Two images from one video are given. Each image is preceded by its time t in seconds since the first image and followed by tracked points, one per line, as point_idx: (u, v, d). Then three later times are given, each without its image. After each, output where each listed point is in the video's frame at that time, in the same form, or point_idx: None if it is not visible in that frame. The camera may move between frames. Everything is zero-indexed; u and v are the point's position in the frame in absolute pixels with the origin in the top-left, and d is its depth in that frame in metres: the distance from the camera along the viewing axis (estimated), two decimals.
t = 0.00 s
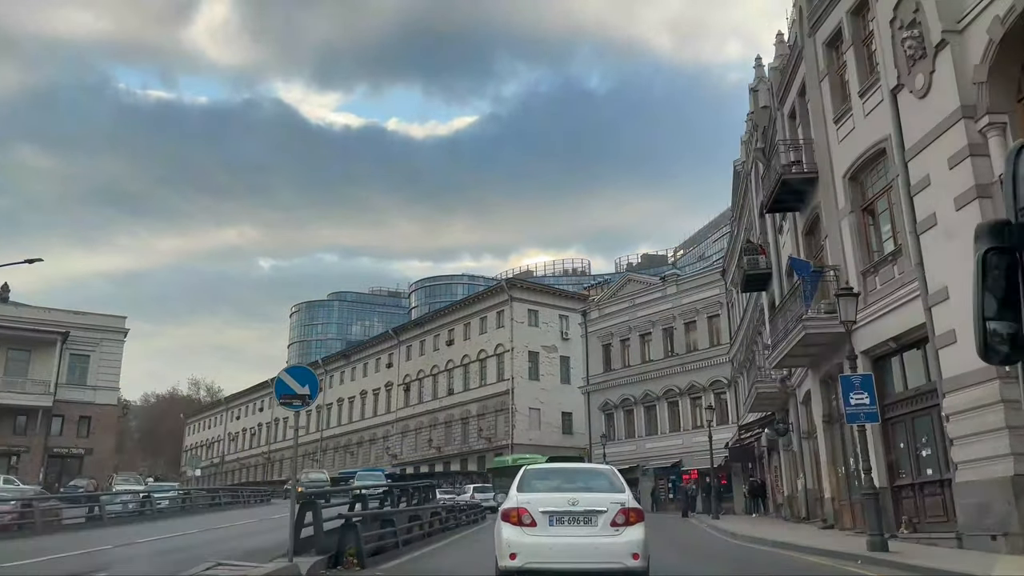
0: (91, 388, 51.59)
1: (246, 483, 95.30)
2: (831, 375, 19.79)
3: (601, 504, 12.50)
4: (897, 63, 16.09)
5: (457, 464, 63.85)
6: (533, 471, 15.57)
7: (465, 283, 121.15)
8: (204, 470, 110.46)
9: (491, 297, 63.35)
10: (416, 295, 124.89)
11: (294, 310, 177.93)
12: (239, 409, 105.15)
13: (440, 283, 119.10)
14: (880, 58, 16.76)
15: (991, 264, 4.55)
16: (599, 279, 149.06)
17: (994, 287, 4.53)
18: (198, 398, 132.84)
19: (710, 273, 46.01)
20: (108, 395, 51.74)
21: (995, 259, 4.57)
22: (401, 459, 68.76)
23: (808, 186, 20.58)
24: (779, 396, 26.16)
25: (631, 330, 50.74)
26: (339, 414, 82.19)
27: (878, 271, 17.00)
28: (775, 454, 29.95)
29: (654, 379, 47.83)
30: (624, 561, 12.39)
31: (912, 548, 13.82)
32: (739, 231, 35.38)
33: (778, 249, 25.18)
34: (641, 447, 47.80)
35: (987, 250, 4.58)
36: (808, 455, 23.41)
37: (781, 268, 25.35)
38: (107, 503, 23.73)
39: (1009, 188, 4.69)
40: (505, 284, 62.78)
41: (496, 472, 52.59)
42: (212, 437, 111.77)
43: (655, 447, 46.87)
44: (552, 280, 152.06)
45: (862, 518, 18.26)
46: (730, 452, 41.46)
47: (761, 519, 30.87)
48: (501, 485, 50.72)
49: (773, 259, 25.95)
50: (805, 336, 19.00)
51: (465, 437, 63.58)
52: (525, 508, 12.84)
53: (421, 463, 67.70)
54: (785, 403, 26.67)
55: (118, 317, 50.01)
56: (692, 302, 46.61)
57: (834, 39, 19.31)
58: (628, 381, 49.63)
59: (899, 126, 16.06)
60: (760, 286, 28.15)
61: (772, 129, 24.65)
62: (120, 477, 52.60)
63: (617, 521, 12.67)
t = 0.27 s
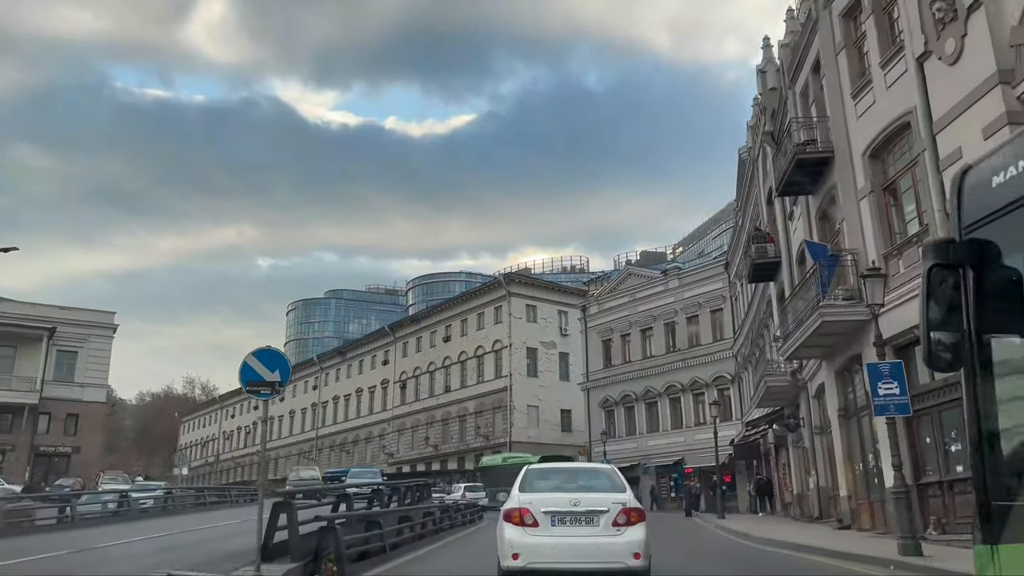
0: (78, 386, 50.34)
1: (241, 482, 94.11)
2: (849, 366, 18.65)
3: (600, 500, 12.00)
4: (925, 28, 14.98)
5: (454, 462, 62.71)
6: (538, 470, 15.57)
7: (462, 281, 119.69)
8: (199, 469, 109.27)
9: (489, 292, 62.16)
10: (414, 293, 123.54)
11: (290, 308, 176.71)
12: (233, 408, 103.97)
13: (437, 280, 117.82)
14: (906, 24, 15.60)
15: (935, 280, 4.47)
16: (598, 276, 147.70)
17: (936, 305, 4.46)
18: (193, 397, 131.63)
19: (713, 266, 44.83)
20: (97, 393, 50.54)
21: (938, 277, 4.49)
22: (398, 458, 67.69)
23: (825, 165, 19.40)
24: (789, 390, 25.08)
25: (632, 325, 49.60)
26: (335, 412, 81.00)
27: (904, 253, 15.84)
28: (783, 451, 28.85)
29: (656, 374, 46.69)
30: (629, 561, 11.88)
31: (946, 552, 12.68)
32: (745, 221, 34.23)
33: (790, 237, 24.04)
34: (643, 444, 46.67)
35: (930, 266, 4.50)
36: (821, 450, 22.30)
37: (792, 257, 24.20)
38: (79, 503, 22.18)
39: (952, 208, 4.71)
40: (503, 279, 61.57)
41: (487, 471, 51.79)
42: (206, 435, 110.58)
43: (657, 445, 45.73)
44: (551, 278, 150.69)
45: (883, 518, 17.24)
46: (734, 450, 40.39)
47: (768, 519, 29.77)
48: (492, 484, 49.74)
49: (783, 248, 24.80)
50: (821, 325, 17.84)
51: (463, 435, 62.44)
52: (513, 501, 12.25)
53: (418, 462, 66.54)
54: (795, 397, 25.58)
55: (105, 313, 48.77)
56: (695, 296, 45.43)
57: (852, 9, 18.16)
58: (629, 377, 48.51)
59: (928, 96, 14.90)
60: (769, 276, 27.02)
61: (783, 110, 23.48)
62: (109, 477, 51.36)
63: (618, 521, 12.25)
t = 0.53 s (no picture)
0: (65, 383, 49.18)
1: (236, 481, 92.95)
2: (869, 356, 17.52)
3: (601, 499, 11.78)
4: None
5: (451, 460, 61.59)
6: (537, 472, 15.30)
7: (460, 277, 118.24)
8: (194, 468, 107.98)
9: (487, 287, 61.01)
10: (411, 290, 122.10)
11: (287, 306, 175.27)
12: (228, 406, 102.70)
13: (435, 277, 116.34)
14: None
15: (894, 287, 5.27)
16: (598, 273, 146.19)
17: (894, 306, 5.25)
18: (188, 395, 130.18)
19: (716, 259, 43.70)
20: (84, 389, 49.39)
21: (897, 286, 5.30)
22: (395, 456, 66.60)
23: (842, 142, 18.21)
24: (801, 383, 23.99)
25: (632, 320, 48.44)
26: (330, 410, 79.87)
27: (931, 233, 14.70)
28: (793, 448, 27.76)
29: (657, 370, 45.57)
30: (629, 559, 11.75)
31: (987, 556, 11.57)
32: (751, 210, 33.12)
33: (802, 223, 22.93)
34: (644, 442, 45.55)
35: (889, 276, 5.33)
36: (836, 446, 21.21)
37: (804, 244, 23.10)
38: (46, 504, 20.72)
39: (912, 231, 5.66)
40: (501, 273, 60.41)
41: (475, 469, 51.18)
42: (201, 434, 109.33)
43: (659, 442, 44.59)
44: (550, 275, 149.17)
45: (906, 518, 16.11)
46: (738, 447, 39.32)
47: (776, 518, 28.62)
48: (477, 484, 49.08)
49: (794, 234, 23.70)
50: (840, 312, 16.70)
51: (460, 432, 61.32)
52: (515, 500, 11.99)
53: (414, 460, 65.43)
54: (806, 391, 24.49)
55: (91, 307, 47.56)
56: (697, 289, 44.29)
57: None
58: (630, 373, 47.35)
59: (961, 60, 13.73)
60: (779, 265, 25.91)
61: (795, 88, 22.31)
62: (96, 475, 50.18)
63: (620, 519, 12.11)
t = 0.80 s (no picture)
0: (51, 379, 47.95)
1: (229, 479, 91.74)
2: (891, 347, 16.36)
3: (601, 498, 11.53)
4: None
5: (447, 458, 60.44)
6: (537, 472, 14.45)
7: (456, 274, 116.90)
8: (187, 466, 106.65)
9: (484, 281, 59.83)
10: (407, 286, 120.76)
11: (283, 303, 173.92)
12: (222, 404, 101.41)
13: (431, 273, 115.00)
14: None
15: (855, 300, 5.47)
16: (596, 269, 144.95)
17: (857, 318, 5.43)
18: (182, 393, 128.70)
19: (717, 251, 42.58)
20: (71, 386, 48.17)
21: (860, 298, 5.50)
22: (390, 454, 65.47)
23: (861, 117, 17.04)
24: (812, 376, 22.88)
25: (632, 314, 47.28)
26: (325, 407, 78.68)
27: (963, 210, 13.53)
28: (802, 444, 26.66)
29: (658, 365, 44.46)
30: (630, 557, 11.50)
31: None
32: (756, 198, 32.01)
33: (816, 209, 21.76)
34: (644, 439, 44.47)
35: (852, 288, 5.52)
36: (851, 442, 20.13)
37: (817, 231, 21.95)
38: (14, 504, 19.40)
39: (876, 244, 5.86)
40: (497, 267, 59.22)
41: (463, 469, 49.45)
42: (194, 432, 108.01)
43: (660, 439, 43.48)
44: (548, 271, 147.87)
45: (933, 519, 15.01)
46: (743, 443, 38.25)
47: (784, 517, 27.54)
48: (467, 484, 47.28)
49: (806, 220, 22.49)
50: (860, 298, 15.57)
51: (456, 430, 60.17)
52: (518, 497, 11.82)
53: (410, 458, 64.30)
54: (817, 385, 23.40)
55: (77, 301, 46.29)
56: (699, 282, 43.16)
57: None
58: (631, 368, 46.21)
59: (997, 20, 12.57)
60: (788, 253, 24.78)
61: (807, 64, 21.13)
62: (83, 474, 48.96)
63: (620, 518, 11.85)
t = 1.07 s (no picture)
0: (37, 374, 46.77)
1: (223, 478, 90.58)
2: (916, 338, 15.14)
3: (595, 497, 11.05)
4: None
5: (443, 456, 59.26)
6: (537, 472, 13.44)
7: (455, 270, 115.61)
8: (182, 464, 105.41)
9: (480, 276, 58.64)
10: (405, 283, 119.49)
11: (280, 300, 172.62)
12: (216, 401, 100.20)
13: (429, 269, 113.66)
14: None
15: (827, 311, 5.09)
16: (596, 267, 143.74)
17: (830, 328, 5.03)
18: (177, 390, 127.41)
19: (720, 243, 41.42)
20: (58, 381, 47.00)
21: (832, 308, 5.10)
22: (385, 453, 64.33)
23: (884, 88, 15.78)
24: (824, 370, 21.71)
25: (632, 309, 46.09)
26: (319, 405, 77.56)
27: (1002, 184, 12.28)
28: (812, 442, 25.50)
29: (659, 361, 43.29)
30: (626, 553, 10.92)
31: None
32: (763, 187, 30.83)
33: (831, 192, 20.63)
34: (645, 436, 43.32)
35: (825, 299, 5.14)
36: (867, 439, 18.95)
37: (831, 216, 20.84)
38: None
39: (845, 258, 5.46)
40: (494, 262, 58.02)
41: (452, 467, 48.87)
42: (189, 429, 106.81)
43: (661, 437, 42.29)
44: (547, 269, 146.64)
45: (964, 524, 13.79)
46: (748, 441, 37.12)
47: (793, 517, 26.37)
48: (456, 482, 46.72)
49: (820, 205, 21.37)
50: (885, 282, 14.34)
51: (451, 428, 59.00)
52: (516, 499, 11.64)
53: (405, 457, 63.17)
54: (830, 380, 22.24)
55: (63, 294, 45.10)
56: (701, 276, 41.96)
57: None
58: (631, 365, 45.04)
59: None
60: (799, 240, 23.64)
61: (821, 39, 19.93)
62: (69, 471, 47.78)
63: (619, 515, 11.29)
